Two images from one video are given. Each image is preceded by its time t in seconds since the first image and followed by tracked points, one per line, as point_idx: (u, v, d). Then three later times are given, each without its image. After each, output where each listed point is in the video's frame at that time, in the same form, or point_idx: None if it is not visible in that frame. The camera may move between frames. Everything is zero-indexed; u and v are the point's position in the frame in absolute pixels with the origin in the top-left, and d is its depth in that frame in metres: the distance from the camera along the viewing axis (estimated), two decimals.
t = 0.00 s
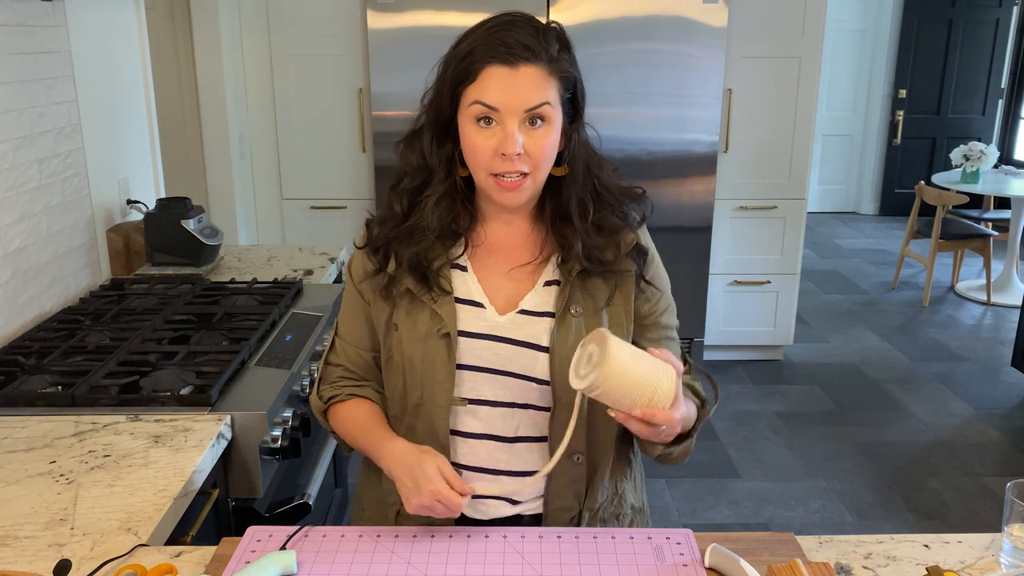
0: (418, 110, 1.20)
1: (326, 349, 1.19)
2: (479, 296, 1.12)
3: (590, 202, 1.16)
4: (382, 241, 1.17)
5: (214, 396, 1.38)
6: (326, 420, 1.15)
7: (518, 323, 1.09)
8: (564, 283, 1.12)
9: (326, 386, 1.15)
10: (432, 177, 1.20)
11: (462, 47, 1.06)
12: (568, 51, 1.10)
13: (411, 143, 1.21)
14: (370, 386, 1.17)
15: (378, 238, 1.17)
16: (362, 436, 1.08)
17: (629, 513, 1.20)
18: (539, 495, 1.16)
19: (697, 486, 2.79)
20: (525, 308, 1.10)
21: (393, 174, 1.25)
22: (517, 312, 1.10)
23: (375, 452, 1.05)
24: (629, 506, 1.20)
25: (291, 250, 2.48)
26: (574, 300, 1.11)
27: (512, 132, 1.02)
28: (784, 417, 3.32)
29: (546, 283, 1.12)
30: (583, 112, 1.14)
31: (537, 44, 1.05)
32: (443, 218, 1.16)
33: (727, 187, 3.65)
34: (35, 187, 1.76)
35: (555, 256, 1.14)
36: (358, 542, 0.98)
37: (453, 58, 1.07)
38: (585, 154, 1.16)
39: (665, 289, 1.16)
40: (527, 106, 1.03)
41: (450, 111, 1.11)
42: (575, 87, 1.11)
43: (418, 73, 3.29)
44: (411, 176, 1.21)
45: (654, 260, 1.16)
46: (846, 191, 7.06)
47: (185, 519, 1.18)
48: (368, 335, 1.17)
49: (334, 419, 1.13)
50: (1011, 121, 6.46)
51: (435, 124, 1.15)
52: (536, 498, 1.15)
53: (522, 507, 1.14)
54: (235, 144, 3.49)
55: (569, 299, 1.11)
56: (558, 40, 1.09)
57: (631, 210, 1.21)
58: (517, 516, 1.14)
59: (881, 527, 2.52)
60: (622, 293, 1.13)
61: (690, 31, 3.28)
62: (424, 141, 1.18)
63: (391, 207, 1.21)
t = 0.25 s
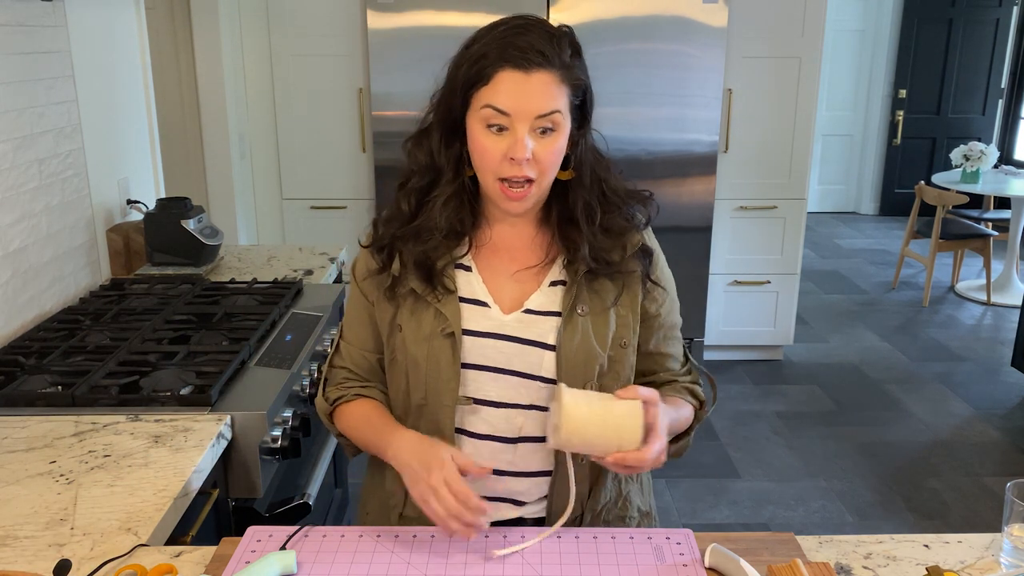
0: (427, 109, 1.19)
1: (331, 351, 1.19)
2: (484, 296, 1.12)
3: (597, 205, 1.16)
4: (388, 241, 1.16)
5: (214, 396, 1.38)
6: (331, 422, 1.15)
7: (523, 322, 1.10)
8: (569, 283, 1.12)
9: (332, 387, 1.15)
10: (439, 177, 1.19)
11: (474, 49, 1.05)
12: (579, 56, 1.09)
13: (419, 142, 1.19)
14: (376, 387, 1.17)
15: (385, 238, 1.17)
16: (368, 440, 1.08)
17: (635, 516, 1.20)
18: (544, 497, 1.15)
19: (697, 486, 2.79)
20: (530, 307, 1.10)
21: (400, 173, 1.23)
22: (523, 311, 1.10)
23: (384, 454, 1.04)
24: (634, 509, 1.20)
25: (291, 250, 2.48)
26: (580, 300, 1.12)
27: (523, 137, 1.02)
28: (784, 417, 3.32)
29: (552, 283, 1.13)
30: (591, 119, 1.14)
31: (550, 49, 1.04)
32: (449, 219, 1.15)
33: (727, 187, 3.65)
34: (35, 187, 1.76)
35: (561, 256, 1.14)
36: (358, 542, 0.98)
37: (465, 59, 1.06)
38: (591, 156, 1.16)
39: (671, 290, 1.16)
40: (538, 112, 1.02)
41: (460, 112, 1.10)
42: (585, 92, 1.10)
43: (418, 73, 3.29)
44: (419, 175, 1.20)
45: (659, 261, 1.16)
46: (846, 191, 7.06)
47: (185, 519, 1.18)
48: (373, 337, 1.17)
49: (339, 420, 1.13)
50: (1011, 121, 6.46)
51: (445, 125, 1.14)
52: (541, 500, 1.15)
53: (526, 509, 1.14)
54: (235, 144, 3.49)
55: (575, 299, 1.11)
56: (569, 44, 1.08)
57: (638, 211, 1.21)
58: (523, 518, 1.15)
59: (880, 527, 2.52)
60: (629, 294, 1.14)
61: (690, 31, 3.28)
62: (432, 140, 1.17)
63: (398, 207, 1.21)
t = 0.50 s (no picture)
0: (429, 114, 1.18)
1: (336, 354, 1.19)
2: (487, 297, 1.12)
3: (600, 205, 1.16)
4: (392, 245, 1.16)
5: (214, 396, 1.38)
6: (339, 427, 1.15)
7: (527, 323, 1.09)
8: (572, 284, 1.11)
9: (340, 391, 1.15)
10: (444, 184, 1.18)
11: (478, 55, 1.04)
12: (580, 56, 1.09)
13: (423, 150, 1.18)
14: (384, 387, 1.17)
15: (388, 242, 1.17)
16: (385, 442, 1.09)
17: (642, 519, 1.19)
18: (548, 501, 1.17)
19: (697, 486, 2.79)
20: (531, 309, 1.10)
21: (403, 179, 1.23)
22: (525, 313, 1.10)
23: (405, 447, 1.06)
24: (640, 513, 1.19)
25: (291, 250, 2.48)
26: (582, 301, 1.11)
27: (530, 143, 1.01)
28: (784, 417, 3.32)
29: (554, 284, 1.12)
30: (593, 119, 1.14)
31: (554, 52, 1.03)
32: (455, 224, 1.14)
33: (727, 187, 3.65)
34: (35, 187, 1.76)
35: (564, 257, 1.14)
36: (358, 542, 0.98)
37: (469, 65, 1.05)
38: (595, 156, 1.16)
39: (674, 292, 1.15)
40: (545, 118, 1.01)
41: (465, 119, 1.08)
42: (587, 93, 1.10)
43: (418, 72, 3.29)
44: (425, 184, 1.19)
45: (661, 263, 1.16)
46: (846, 191, 7.06)
47: (185, 519, 1.18)
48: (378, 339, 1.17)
49: (350, 423, 1.13)
50: (1011, 121, 6.46)
51: (449, 131, 1.12)
52: (545, 503, 1.16)
53: (531, 513, 1.16)
54: (235, 144, 3.49)
55: (577, 301, 1.11)
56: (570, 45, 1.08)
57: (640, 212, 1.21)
58: (527, 521, 1.16)
59: (880, 527, 2.52)
60: (631, 295, 1.13)
61: (690, 31, 3.28)
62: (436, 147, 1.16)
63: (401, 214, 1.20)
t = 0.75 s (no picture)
0: (432, 111, 1.17)
1: (332, 352, 1.18)
2: (489, 296, 1.12)
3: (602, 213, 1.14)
4: (390, 241, 1.16)
5: (214, 396, 1.38)
6: (337, 426, 1.15)
7: (530, 323, 1.10)
8: (574, 284, 1.12)
9: (337, 390, 1.15)
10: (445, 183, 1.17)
11: (479, 53, 1.04)
12: (585, 62, 1.07)
13: (425, 146, 1.18)
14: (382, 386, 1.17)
15: (387, 238, 1.16)
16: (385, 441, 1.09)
17: (642, 518, 1.19)
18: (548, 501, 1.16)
19: (697, 486, 2.79)
20: (533, 308, 1.11)
21: (404, 175, 1.23)
22: (527, 312, 1.10)
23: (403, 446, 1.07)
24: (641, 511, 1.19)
25: (291, 250, 2.48)
26: (585, 302, 1.11)
27: (522, 144, 1.01)
28: (784, 417, 3.32)
29: (556, 283, 1.13)
30: (597, 127, 1.12)
31: (553, 55, 1.02)
32: (455, 223, 1.14)
33: (727, 187, 3.65)
34: (35, 187, 1.76)
35: (565, 257, 1.14)
36: (358, 542, 0.98)
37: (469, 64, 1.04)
38: (599, 164, 1.14)
39: (676, 292, 1.15)
40: (539, 119, 1.01)
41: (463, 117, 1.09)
42: (590, 99, 1.08)
43: (418, 72, 3.29)
44: (425, 180, 1.18)
45: (664, 264, 1.16)
46: (846, 191, 7.06)
47: (185, 519, 1.18)
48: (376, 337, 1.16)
49: (348, 423, 1.13)
50: (1011, 121, 6.46)
51: (450, 129, 1.12)
52: (544, 504, 1.16)
53: (531, 513, 1.15)
54: (235, 144, 3.49)
55: (580, 301, 1.11)
56: (574, 49, 1.07)
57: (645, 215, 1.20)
58: (527, 522, 1.16)
59: (880, 527, 2.52)
60: (634, 295, 1.14)
61: (690, 31, 3.28)
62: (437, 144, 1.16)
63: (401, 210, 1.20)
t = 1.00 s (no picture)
0: (429, 119, 1.17)
1: (330, 358, 1.18)
2: (492, 299, 1.12)
3: (603, 217, 1.15)
4: (391, 245, 1.15)
5: (214, 396, 1.38)
6: (331, 433, 1.16)
7: (532, 324, 1.09)
8: (578, 285, 1.12)
9: (332, 401, 1.15)
10: (444, 189, 1.17)
11: (475, 64, 1.04)
12: (582, 70, 1.07)
13: (424, 153, 1.17)
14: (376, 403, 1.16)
15: (387, 242, 1.16)
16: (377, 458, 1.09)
17: (636, 510, 1.21)
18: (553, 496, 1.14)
19: (697, 486, 2.79)
20: (538, 308, 1.10)
21: (401, 181, 1.22)
22: (531, 312, 1.10)
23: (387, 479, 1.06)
24: (635, 504, 1.21)
25: (291, 250, 2.48)
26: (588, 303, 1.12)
27: (520, 157, 1.00)
28: (784, 417, 3.32)
29: (558, 283, 1.12)
30: (597, 132, 1.12)
31: (550, 65, 1.02)
32: (456, 227, 1.14)
33: (727, 187, 3.65)
34: (35, 187, 1.76)
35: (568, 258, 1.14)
36: (358, 542, 0.98)
37: (465, 76, 1.04)
38: (600, 167, 1.15)
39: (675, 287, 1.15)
40: (537, 133, 1.00)
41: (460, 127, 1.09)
42: (588, 107, 1.08)
43: (418, 71, 3.29)
44: (425, 187, 1.18)
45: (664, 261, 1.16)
46: (846, 191, 7.06)
47: (185, 519, 1.18)
48: (375, 341, 1.16)
49: (344, 436, 1.14)
50: (1011, 121, 6.46)
51: (449, 138, 1.12)
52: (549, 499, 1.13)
53: (536, 509, 1.13)
54: (235, 144, 3.49)
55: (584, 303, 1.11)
56: (571, 57, 1.06)
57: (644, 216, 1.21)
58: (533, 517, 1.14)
59: (880, 527, 2.52)
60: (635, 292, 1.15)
61: (690, 31, 3.28)
62: (435, 151, 1.15)
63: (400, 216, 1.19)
